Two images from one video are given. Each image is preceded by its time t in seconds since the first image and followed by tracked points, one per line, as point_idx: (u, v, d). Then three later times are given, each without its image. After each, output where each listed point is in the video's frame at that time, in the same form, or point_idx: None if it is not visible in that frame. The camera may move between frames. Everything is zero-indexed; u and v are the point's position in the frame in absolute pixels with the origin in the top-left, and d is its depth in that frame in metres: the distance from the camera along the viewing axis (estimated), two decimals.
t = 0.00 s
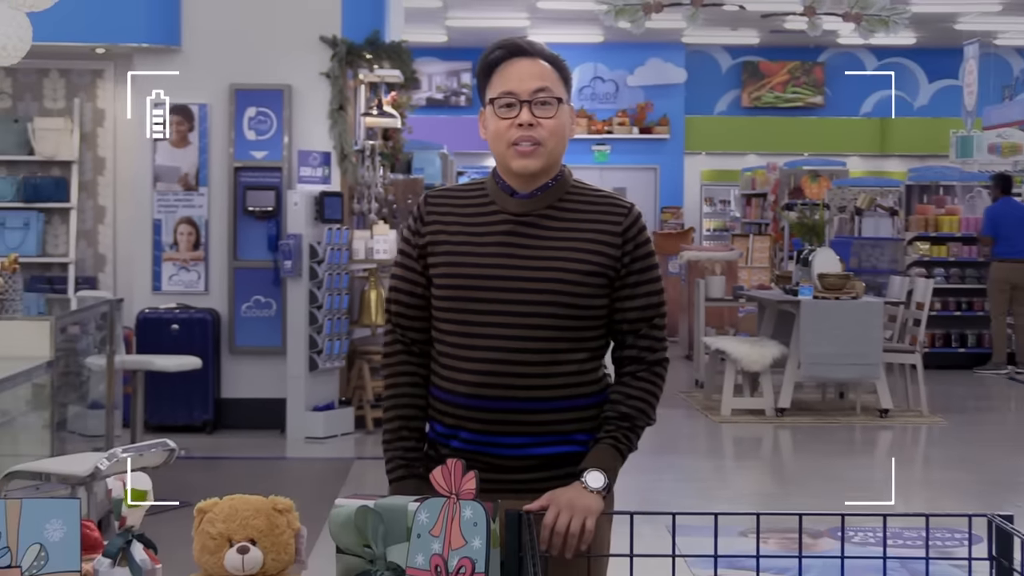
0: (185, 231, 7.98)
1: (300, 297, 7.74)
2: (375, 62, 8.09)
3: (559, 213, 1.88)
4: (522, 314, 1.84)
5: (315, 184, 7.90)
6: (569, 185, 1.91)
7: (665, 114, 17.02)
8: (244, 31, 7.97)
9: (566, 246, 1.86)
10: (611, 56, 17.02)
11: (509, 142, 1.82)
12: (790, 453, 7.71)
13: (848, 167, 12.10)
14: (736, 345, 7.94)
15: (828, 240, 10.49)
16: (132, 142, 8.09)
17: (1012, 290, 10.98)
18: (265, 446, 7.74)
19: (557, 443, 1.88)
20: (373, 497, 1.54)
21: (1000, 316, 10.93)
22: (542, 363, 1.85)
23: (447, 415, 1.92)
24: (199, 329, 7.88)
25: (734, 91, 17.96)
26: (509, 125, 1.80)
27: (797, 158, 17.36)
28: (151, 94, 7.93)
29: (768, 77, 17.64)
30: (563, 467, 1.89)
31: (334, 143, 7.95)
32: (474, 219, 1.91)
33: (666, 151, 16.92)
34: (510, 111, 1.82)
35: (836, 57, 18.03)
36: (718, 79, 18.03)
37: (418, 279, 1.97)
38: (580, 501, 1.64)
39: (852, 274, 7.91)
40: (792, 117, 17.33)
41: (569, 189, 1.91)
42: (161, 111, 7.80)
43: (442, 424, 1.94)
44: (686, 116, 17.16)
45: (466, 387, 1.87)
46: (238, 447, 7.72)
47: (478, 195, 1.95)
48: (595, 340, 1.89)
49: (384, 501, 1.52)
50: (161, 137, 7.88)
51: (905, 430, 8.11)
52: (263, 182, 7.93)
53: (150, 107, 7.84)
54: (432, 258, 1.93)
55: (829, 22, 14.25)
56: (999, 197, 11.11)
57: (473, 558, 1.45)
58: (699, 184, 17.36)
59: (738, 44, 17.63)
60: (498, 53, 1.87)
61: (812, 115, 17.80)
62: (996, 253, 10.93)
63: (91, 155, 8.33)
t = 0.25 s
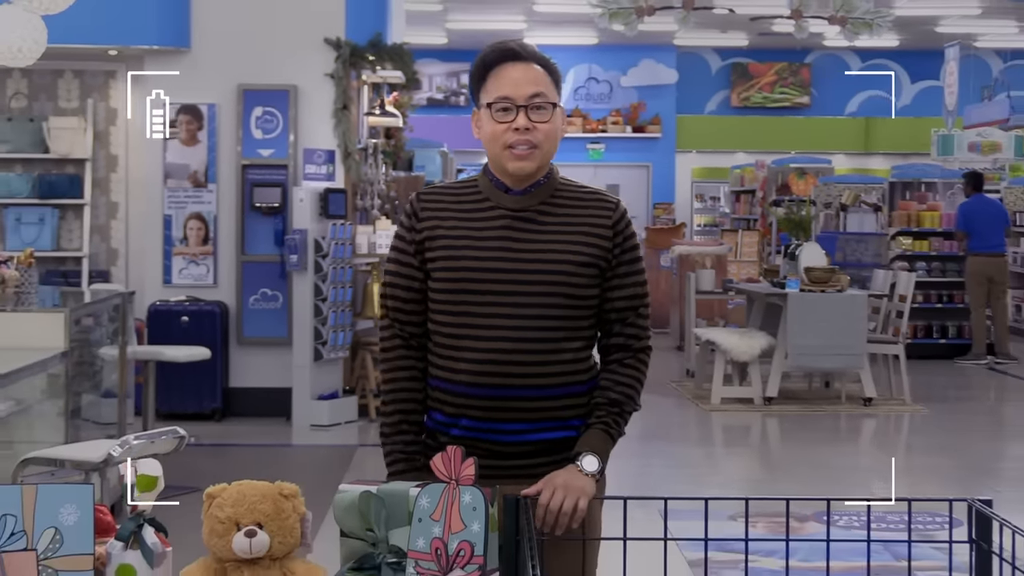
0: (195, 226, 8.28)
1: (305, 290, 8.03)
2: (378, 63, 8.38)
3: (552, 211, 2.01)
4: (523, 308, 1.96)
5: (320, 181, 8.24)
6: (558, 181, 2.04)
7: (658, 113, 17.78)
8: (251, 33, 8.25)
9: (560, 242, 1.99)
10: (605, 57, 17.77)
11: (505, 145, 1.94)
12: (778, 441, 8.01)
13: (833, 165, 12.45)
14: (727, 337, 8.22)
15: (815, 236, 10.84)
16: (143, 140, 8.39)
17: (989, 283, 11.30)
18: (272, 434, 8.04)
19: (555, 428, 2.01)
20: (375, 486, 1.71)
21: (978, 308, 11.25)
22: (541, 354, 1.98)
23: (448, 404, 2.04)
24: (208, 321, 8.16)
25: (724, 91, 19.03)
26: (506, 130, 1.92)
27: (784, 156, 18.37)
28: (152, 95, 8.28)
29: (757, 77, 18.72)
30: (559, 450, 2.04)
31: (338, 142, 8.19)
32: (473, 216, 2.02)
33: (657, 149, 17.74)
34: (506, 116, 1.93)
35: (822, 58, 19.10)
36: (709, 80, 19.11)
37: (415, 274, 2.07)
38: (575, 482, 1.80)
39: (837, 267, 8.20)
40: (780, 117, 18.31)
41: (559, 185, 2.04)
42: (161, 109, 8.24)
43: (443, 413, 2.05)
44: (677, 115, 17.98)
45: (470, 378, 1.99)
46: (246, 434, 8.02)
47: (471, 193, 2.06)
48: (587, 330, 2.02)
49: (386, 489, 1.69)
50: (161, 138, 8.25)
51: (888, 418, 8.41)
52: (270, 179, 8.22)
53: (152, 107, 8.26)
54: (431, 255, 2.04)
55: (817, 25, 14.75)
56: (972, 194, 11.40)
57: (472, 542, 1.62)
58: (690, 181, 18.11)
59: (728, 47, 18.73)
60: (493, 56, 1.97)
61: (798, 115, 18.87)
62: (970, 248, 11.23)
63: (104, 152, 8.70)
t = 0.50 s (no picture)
0: (203, 219, 8.58)
1: (309, 281, 8.31)
2: (379, 61, 8.68)
3: (554, 204, 2.08)
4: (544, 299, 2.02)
5: (323, 176, 8.55)
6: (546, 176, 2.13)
7: (649, 111, 19.84)
8: (258, 33, 8.56)
9: (565, 232, 2.07)
10: (600, 57, 19.69)
11: (504, 143, 1.96)
12: (765, 424, 8.34)
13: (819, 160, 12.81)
14: (716, 326, 8.53)
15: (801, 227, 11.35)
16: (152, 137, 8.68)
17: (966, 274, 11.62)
18: (277, 419, 8.34)
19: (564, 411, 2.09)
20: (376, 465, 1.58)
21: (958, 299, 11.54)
22: (557, 342, 2.05)
23: (471, 392, 2.03)
24: (215, 311, 8.47)
25: (712, 89, 20.71)
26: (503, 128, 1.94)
27: (771, 151, 20.19)
28: (153, 95, 8.54)
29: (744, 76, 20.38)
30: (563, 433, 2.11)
31: (341, 138, 8.50)
32: (483, 208, 2.04)
33: (649, 145, 19.86)
34: (500, 116, 1.95)
35: (807, 57, 20.73)
36: (699, 78, 20.77)
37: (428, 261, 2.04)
38: (570, 460, 1.87)
39: (822, 259, 8.52)
40: (767, 115, 20.08)
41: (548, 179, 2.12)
42: (161, 110, 8.52)
43: (460, 402, 2.05)
44: (667, 112, 19.94)
45: (500, 368, 2.01)
46: (252, 420, 8.33)
47: (473, 184, 2.07)
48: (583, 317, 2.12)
49: (387, 471, 1.55)
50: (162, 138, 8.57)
51: (871, 404, 8.73)
52: (275, 174, 8.53)
53: (152, 107, 8.53)
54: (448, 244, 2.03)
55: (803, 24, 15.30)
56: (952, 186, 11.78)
57: (471, 525, 1.51)
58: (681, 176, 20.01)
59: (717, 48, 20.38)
60: (476, 60, 1.98)
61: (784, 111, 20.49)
62: (949, 240, 11.61)
63: (116, 147, 9.01)
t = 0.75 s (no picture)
0: (209, 214, 8.86)
1: (312, 274, 8.62)
2: (380, 61, 8.96)
3: (544, 196, 2.18)
4: (553, 289, 2.12)
5: (326, 172, 8.71)
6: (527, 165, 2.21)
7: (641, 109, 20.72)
8: (263, 33, 8.84)
9: (558, 222, 2.16)
10: (594, 57, 20.56)
11: (501, 139, 2.05)
12: (754, 411, 8.64)
13: (805, 157, 12.78)
14: (706, 317, 8.82)
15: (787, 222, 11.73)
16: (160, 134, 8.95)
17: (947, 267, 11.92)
18: (282, 407, 8.63)
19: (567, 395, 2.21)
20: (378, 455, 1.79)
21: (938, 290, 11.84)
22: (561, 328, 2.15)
23: (492, 383, 2.10)
24: (221, 302, 8.75)
25: (703, 87, 21.36)
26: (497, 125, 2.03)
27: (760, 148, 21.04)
28: (153, 95, 8.87)
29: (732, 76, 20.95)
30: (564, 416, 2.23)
31: (343, 135, 8.86)
32: (488, 201, 2.10)
33: (643, 141, 20.71)
34: (493, 113, 2.04)
35: (794, 57, 21.44)
36: (690, 77, 21.44)
37: (442, 257, 2.07)
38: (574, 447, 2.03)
39: (809, 252, 8.80)
40: (761, 112, 20.84)
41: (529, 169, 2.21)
42: (160, 110, 8.79)
43: (479, 394, 2.11)
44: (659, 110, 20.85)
45: (519, 357, 2.10)
46: (258, 408, 8.61)
47: (472, 179, 2.12)
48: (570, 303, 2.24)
49: (388, 459, 1.75)
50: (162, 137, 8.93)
51: (856, 392, 9.04)
52: (279, 170, 8.81)
53: (152, 107, 8.82)
54: (461, 238, 2.07)
55: (790, 25, 15.78)
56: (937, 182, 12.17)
57: (470, 508, 1.59)
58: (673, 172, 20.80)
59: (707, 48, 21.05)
60: (456, 63, 2.05)
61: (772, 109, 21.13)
62: (931, 233, 11.93)
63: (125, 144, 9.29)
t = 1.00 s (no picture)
0: (215, 207, 9.10)
1: (315, 265, 8.85)
2: (382, 57, 9.15)
3: (530, 195, 2.37)
4: (540, 283, 2.32)
5: (329, 165, 9.05)
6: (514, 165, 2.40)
7: (636, 104, 21.35)
8: (267, 30, 9.07)
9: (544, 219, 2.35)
10: (589, 54, 21.25)
11: (489, 141, 2.24)
12: (745, 398, 8.90)
13: (794, 151, 13.48)
14: (698, 306, 9.07)
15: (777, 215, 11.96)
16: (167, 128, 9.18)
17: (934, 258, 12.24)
18: (287, 395, 8.88)
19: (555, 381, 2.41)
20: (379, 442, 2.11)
21: (921, 280, 12.18)
22: (548, 319, 2.35)
23: (485, 374, 2.30)
24: (227, 292, 8.98)
25: (696, 83, 21.90)
26: (486, 129, 2.22)
27: (751, 142, 21.59)
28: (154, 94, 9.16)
29: (725, 72, 21.55)
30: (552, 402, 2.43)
31: (345, 129, 9.08)
32: (478, 202, 2.28)
33: (636, 136, 21.48)
34: (483, 116, 2.23)
35: (786, 53, 21.83)
36: (683, 74, 21.99)
37: (436, 256, 2.25)
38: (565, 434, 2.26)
39: (798, 244, 9.04)
40: (753, 109, 21.39)
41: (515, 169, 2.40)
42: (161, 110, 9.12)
43: (474, 384, 2.31)
44: (653, 106, 21.46)
45: (510, 348, 2.30)
46: (263, 395, 8.86)
47: (462, 181, 2.30)
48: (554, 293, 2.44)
49: (389, 446, 2.08)
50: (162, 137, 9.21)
51: (845, 379, 9.30)
52: (283, 163, 9.04)
53: (152, 107, 9.12)
54: (454, 239, 2.26)
55: (780, 22, 16.20)
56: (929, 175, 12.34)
57: (467, 494, 1.73)
58: (666, 165, 21.62)
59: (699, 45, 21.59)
60: (450, 68, 2.23)
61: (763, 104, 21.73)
62: (919, 224, 12.17)
63: (133, 139, 9.53)
